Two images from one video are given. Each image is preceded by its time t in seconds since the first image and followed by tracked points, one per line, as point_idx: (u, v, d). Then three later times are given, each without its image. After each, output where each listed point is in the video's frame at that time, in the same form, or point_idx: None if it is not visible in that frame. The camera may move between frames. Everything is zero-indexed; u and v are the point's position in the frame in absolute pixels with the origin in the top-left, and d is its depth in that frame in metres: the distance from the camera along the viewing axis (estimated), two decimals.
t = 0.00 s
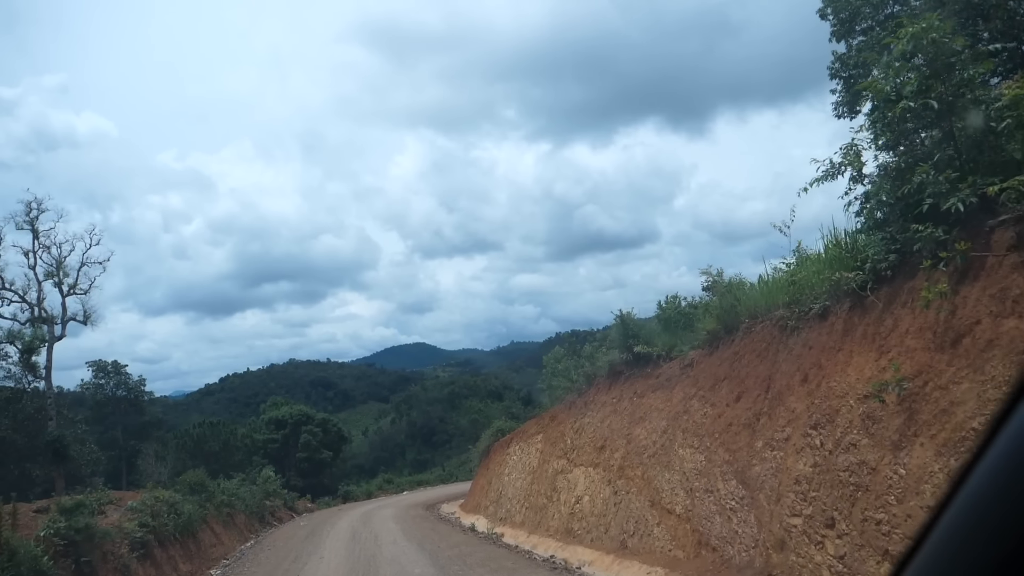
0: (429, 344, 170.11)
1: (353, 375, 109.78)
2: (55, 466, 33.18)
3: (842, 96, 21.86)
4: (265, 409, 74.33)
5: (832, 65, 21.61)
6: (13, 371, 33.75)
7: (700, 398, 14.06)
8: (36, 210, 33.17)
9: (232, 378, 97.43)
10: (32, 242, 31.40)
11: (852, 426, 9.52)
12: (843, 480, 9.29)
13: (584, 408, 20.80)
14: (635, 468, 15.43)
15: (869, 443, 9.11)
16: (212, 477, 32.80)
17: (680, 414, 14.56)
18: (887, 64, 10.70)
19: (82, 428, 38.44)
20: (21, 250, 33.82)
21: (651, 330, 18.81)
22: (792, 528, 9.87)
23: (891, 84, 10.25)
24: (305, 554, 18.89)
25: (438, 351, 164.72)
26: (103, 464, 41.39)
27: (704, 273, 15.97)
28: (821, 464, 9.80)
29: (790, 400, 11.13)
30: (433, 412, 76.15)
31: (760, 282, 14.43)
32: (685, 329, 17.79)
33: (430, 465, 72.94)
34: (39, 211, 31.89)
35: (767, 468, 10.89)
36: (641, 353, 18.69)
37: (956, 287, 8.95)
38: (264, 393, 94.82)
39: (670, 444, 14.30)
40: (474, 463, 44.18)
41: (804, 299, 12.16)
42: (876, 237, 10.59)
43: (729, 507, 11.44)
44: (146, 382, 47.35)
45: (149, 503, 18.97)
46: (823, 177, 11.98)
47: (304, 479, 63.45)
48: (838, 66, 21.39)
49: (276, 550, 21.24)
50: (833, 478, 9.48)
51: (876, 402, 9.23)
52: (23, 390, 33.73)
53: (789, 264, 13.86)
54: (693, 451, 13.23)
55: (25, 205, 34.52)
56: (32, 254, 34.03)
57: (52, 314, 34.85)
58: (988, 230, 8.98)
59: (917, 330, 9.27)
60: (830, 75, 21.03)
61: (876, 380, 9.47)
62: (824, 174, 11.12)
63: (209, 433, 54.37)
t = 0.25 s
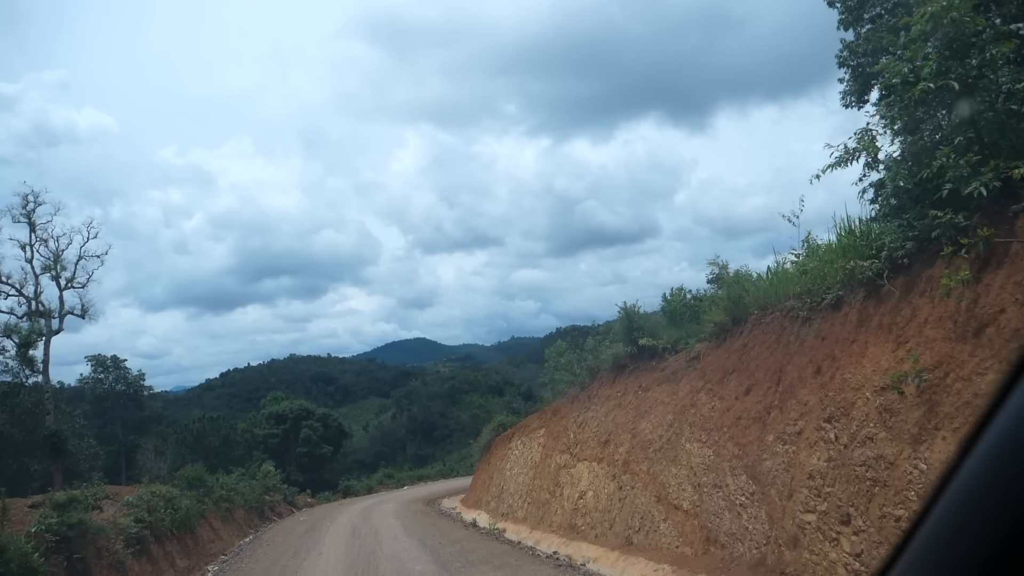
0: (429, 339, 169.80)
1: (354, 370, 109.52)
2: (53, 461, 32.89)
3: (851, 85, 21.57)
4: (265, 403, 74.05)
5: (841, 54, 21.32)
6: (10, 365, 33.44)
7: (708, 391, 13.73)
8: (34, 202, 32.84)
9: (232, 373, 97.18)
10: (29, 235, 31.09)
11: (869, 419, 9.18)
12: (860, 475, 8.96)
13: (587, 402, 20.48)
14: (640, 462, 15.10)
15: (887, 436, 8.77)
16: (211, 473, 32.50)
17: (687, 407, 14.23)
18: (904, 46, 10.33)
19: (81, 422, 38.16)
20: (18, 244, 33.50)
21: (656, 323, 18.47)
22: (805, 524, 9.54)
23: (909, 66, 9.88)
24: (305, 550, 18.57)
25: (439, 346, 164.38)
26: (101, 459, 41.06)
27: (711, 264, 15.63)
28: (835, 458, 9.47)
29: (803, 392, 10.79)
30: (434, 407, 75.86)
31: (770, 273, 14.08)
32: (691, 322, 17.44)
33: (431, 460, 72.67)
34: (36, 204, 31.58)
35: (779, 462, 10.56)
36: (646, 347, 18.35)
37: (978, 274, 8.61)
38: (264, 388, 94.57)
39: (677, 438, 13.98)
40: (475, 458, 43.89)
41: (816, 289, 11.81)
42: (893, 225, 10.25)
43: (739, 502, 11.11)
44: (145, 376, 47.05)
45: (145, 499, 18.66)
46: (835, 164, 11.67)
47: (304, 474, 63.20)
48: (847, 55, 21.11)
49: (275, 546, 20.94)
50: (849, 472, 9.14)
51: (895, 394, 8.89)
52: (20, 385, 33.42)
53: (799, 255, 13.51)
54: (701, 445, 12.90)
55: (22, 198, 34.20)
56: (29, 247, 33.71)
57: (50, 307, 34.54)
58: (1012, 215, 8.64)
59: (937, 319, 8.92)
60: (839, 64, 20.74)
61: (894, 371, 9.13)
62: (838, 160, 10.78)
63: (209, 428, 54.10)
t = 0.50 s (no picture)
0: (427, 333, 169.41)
1: (351, 363, 109.18)
2: (45, 450, 32.55)
3: (859, 78, 21.27)
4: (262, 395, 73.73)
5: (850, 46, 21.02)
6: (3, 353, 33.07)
7: (712, 386, 13.41)
8: (29, 189, 32.45)
9: (229, 365, 96.82)
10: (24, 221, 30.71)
11: (883, 417, 8.85)
12: (872, 474, 8.64)
13: (587, 397, 20.16)
14: (642, 459, 14.78)
15: (902, 435, 8.45)
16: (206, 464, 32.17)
17: (690, 403, 13.91)
18: (923, 31, 9.96)
19: (75, 412, 37.81)
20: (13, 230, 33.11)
21: (659, 317, 18.14)
22: (814, 525, 9.22)
23: (928, 52, 9.51)
24: (298, 544, 18.25)
25: (437, 340, 164.05)
26: (95, 448, 40.72)
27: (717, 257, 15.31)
28: (847, 457, 9.15)
29: (812, 389, 10.47)
30: (431, 401, 75.53)
31: (777, 266, 13.74)
32: (695, 316, 17.12)
33: (427, 454, 72.37)
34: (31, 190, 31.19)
35: (787, 460, 10.25)
36: (649, 341, 18.02)
37: (1000, 267, 8.30)
38: (261, 380, 94.21)
39: (680, 435, 13.66)
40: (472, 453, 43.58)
41: (826, 282, 11.49)
42: (909, 216, 9.93)
43: (744, 501, 10.80)
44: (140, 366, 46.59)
45: (136, 489, 18.32)
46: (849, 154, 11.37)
47: (300, 467, 62.91)
48: (857, 47, 20.80)
49: (268, 540, 20.62)
50: (861, 471, 8.82)
51: (911, 391, 8.57)
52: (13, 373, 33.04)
53: (808, 248, 13.17)
54: (705, 442, 12.60)
55: (18, 184, 33.79)
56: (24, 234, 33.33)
57: (45, 295, 34.17)
58: None
59: (956, 314, 8.59)
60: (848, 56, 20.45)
61: (909, 367, 8.80)
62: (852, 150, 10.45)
63: (205, 419, 53.78)
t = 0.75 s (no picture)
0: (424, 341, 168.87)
1: (348, 371, 108.67)
2: (38, 459, 32.11)
3: (862, 80, 21.05)
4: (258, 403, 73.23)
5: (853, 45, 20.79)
6: None
7: (718, 391, 13.07)
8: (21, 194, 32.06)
9: (226, 373, 96.27)
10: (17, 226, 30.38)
11: (899, 421, 8.52)
12: (889, 481, 8.30)
13: (588, 404, 19.80)
14: (645, 467, 14.40)
15: (921, 441, 8.10)
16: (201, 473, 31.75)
17: (695, 408, 13.57)
18: (935, 26, 9.68)
19: (68, 420, 37.34)
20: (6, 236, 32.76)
21: (661, 321, 17.81)
22: (829, 535, 8.88)
23: (942, 45, 9.22)
24: (293, 555, 17.86)
25: (434, 348, 163.50)
26: (88, 457, 40.24)
27: (722, 259, 15.01)
28: (862, 463, 8.80)
29: (824, 393, 10.14)
30: (428, 409, 75.07)
31: (783, 268, 13.43)
32: (698, 320, 16.80)
33: (424, 462, 71.90)
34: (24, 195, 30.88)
35: (798, 467, 9.90)
36: (650, 345, 17.70)
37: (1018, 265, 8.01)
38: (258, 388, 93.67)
39: (685, 441, 13.31)
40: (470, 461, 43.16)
41: (835, 283, 11.20)
42: (922, 214, 9.66)
43: (754, 509, 10.45)
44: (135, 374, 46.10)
45: (127, 499, 17.93)
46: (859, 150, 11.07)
47: (296, 475, 62.39)
48: (860, 47, 20.57)
49: (263, 550, 20.20)
50: (877, 478, 8.48)
51: (928, 395, 8.24)
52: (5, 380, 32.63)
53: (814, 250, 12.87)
54: (711, 449, 12.25)
55: (11, 189, 33.43)
56: (17, 240, 32.97)
57: (37, 302, 33.76)
58: None
59: (977, 313, 8.26)
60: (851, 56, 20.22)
61: (927, 369, 8.47)
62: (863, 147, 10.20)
63: (200, 427, 53.29)
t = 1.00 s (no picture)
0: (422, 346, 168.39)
1: (346, 377, 108.17)
2: (30, 467, 31.65)
3: (864, 78, 20.67)
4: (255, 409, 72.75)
5: (855, 43, 20.43)
6: None
7: (725, 393, 12.73)
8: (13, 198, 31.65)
9: (223, 380, 95.73)
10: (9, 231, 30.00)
11: (919, 423, 8.19)
12: (909, 484, 7.97)
13: (590, 408, 19.44)
14: (650, 471, 14.06)
15: (942, 443, 7.78)
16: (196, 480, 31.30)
17: (701, 411, 13.23)
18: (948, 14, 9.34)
19: (61, 428, 36.88)
20: None
21: (664, 323, 17.48)
22: (845, 541, 8.54)
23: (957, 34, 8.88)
24: (290, 563, 17.47)
25: (432, 354, 163.03)
26: (82, 465, 39.73)
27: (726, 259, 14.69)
28: (879, 466, 8.47)
29: (836, 393, 9.82)
30: (426, 415, 74.59)
31: (790, 268, 13.10)
32: (702, 321, 16.47)
33: (423, 468, 71.42)
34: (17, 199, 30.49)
35: (810, 470, 9.58)
36: (654, 348, 17.35)
37: None
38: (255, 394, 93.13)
39: (691, 445, 12.97)
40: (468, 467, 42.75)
41: (846, 281, 10.87)
42: (938, 208, 9.34)
43: (764, 515, 10.11)
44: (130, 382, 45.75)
45: (119, 506, 17.53)
46: (869, 145, 10.76)
47: (293, 482, 61.90)
48: (863, 44, 20.20)
49: (258, 558, 19.80)
50: (895, 482, 8.17)
51: (949, 394, 7.92)
52: None
53: (822, 248, 12.55)
54: (718, 452, 11.92)
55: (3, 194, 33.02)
56: (10, 245, 32.55)
57: (30, 307, 33.33)
58: None
59: (998, 310, 7.94)
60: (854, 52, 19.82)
61: (946, 368, 8.16)
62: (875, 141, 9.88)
63: (197, 434, 52.83)
